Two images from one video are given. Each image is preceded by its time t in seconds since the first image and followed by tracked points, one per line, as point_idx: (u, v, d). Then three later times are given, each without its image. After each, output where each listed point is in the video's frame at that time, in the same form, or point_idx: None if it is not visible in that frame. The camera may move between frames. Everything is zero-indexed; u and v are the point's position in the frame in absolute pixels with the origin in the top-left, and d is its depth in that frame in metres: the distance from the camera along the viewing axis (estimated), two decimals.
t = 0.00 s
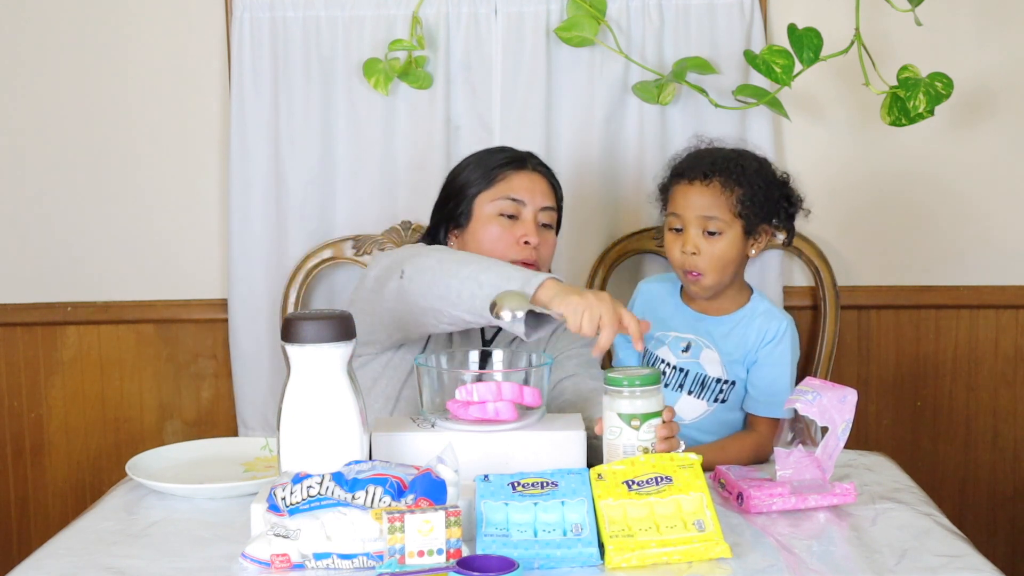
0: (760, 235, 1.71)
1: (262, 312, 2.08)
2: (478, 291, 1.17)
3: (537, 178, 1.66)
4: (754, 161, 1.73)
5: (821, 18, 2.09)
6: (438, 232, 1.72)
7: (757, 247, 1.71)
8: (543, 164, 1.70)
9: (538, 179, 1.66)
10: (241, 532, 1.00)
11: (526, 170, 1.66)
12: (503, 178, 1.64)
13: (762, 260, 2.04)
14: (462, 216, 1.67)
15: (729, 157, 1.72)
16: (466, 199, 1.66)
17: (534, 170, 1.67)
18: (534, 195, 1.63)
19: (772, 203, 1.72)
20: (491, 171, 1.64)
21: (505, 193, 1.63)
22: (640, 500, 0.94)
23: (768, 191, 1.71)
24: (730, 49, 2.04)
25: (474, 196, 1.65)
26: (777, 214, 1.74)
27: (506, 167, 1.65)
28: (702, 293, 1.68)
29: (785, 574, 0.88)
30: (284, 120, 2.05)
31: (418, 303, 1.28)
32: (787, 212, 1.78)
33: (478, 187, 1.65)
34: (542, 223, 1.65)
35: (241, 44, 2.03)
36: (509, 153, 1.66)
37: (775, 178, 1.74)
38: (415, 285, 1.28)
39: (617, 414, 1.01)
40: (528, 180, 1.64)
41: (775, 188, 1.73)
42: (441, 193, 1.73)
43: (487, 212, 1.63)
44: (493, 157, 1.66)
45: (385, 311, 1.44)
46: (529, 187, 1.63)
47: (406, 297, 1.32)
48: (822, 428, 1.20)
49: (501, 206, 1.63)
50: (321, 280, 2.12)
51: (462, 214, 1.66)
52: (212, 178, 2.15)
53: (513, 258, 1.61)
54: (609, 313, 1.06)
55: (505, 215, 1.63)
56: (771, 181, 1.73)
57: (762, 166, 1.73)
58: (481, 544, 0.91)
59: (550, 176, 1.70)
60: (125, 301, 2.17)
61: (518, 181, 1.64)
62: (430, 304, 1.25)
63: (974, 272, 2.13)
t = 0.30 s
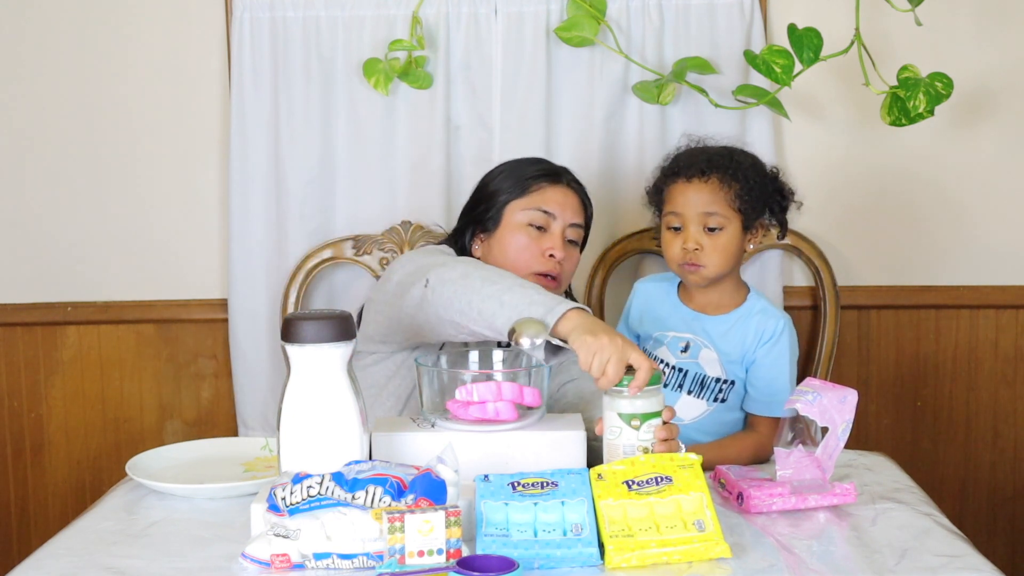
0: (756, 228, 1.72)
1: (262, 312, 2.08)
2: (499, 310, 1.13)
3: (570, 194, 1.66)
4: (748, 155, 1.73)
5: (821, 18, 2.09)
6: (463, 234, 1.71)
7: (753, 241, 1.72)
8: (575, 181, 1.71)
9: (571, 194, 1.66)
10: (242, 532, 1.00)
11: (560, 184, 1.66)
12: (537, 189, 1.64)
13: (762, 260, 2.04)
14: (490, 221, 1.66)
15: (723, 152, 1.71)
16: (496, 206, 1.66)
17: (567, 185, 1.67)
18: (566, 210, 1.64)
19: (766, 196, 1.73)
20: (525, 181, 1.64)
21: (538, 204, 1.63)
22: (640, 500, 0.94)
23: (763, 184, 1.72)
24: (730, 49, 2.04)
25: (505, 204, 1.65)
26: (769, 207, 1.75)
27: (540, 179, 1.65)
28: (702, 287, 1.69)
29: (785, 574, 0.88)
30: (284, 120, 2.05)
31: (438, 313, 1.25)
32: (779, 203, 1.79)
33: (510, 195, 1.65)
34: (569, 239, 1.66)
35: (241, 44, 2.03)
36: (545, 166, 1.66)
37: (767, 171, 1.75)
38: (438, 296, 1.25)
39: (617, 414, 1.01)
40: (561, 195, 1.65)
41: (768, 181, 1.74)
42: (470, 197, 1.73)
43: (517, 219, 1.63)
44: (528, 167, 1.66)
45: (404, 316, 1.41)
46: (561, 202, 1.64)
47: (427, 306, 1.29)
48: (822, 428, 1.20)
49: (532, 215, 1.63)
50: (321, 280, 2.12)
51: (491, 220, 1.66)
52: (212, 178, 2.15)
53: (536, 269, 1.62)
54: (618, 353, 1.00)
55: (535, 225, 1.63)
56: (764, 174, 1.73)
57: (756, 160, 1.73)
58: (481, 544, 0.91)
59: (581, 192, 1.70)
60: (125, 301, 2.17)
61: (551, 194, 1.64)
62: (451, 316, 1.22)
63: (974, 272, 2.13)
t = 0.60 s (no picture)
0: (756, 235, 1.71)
1: (262, 312, 2.08)
2: (496, 313, 1.13)
3: (576, 197, 1.66)
4: (744, 162, 1.72)
5: (820, 18, 2.09)
6: (467, 234, 1.71)
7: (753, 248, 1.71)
8: (582, 185, 1.71)
9: (576, 198, 1.66)
10: (242, 532, 1.00)
11: (566, 187, 1.66)
12: (543, 192, 1.64)
13: (762, 260, 2.04)
14: (495, 223, 1.66)
15: (720, 161, 1.70)
16: (501, 208, 1.66)
17: (573, 188, 1.67)
18: (571, 214, 1.64)
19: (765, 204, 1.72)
20: (531, 184, 1.64)
21: (543, 207, 1.63)
22: (640, 500, 0.94)
23: (761, 191, 1.71)
24: (730, 49, 2.04)
25: (510, 206, 1.65)
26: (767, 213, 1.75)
27: (546, 182, 1.65)
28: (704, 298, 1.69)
29: (785, 574, 0.88)
30: (284, 120, 2.05)
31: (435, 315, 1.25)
32: (778, 207, 1.78)
33: (516, 197, 1.65)
34: (572, 242, 1.65)
35: (241, 44, 2.03)
36: (551, 168, 1.66)
37: (765, 177, 1.74)
38: (436, 299, 1.24)
39: (616, 415, 1.01)
40: (567, 198, 1.64)
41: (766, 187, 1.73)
42: (477, 198, 1.73)
43: (521, 222, 1.63)
44: (535, 169, 1.66)
45: (403, 318, 1.41)
46: (567, 206, 1.64)
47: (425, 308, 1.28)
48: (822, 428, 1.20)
49: (537, 218, 1.63)
50: (321, 280, 2.12)
51: (495, 221, 1.66)
52: (212, 179, 2.15)
53: (540, 272, 1.62)
54: (623, 353, 1.00)
55: (540, 228, 1.63)
56: (762, 181, 1.72)
57: (753, 168, 1.72)
58: (481, 544, 0.91)
59: (587, 196, 1.70)
60: (125, 300, 2.17)
61: (557, 197, 1.64)
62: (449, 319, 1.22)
63: (974, 272, 2.13)
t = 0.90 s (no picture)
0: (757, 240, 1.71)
1: (262, 312, 2.08)
2: (496, 320, 1.12)
3: (577, 199, 1.66)
4: (746, 167, 1.72)
5: (820, 19, 2.09)
6: (467, 235, 1.71)
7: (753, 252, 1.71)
8: (583, 186, 1.71)
9: (578, 199, 1.66)
10: (242, 532, 1.00)
11: (568, 188, 1.66)
12: (544, 194, 1.64)
13: (762, 260, 2.04)
14: (496, 224, 1.66)
15: (721, 167, 1.70)
16: (503, 209, 1.66)
17: (574, 190, 1.67)
18: (572, 215, 1.64)
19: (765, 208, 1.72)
20: (532, 185, 1.64)
21: (544, 209, 1.63)
22: (640, 500, 0.94)
23: (760, 196, 1.71)
24: (730, 49, 2.04)
25: (511, 207, 1.65)
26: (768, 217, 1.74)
27: (547, 183, 1.65)
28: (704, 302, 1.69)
29: (784, 573, 0.88)
30: (284, 121, 2.05)
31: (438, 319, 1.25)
32: (781, 210, 1.78)
33: (518, 199, 1.65)
34: (573, 244, 1.65)
35: (241, 44, 2.03)
36: (553, 170, 1.66)
37: (765, 181, 1.73)
38: (438, 302, 1.24)
39: (614, 416, 1.01)
40: (568, 200, 1.64)
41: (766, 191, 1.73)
42: (478, 198, 1.73)
43: (522, 223, 1.63)
44: (536, 170, 1.66)
45: (404, 319, 1.40)
46: (568, 207, 1.64)
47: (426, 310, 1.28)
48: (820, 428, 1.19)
49: (538, 220, 1.63)
50: (322, 280, 2.12)
51: (496, 222, 1.66)
52: (212, 179, 2.15)
53: (540, 273, 1.62)
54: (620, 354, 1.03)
55: (541, 230, 1.63)
56: (762, 185, 1.72)
57: (754, 173, 1.72)
58: (481, 544, 0.91)
59: (588, 197, 1.70)
60: (125, 300, 2.17)
61: (558, 199, 1.64)
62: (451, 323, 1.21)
63: (974, 272, 2.13)
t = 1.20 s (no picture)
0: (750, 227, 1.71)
1: (262, 312, 2.08)
2: (484, 327, 1.10)
3: (580, 204, 1.66)
4: (731, 158, 1.71)
5: (820, 19, 2.09)
6: (470, 239, 1.71)
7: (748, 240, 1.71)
8: (586, 192, 1.71)
9: (581, 205, 1.66)
10: (242, 532, 1.00)
11: (571, 193, 1.66)
12: (547, 198, 1.64)
13: (761, 260, 2.04)
14: (499, 227, 1.66)
15: (706, 160, 1.69)
16: (506, 213, 1.66)
17: (577, 195, 1.67)
18: (574, 220, 1.63)
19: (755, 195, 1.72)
20: (536, 189, 1.64)
21: (546, 213, 1.63)
22: (640, 500, 0.94)
23: (750, 184, 1.70)
24: (730, 49, 2.04)
25: (514, 211, 1.65)
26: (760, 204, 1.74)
27: (551, 188, 1.65)
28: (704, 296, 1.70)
29: (785, 574, 0.88)
30: (284, 121, 2.05)
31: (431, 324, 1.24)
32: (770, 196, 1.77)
33: (520, 202, 1.65)
34: (576, 249, 1.65)
35: (241, 44, 2.03)
36: (557, 174, 1.66)
37: (754, 169, 1.73)
38: (429, 306, 1.23)
39: (611, 418, 1.01)
40: (571, 205, 1.64)
41: (756, 178, 1.73)
42: (482, 201, 1.73)
43: (524, 227, 1.63)
44: (540, 174, 1.66)
45: (400, 322, 1.41)
46: (570, 212, 1.63)
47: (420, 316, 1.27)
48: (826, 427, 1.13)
49: (540, 224, 1.63)
50: (321, 280, 2.12)
51: (499, 225, 1.66)
52: (212, 179, 2.15)
53: (541, 278, 1.62)
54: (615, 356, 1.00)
55: (543, 234, 1.63)
56: (750, 173, 1.72)
57: (741, 161, 1.71)
58: (481, 544, 0.91)
59: (592, 202, 1.70)
60: (125, 301, 2.17)
61: (561, 204, 1.64)
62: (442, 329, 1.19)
63: (973, 272, 2.13)
